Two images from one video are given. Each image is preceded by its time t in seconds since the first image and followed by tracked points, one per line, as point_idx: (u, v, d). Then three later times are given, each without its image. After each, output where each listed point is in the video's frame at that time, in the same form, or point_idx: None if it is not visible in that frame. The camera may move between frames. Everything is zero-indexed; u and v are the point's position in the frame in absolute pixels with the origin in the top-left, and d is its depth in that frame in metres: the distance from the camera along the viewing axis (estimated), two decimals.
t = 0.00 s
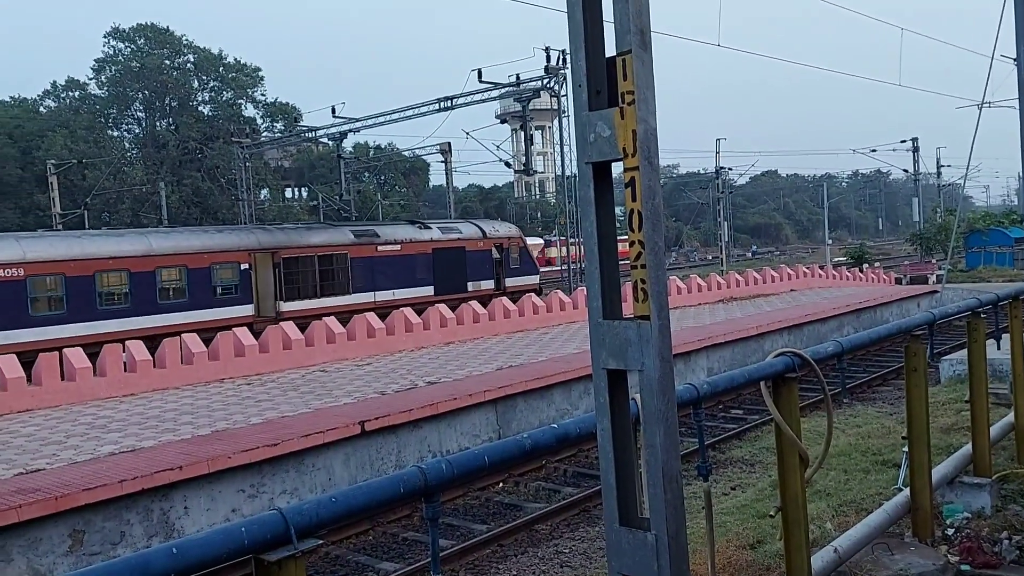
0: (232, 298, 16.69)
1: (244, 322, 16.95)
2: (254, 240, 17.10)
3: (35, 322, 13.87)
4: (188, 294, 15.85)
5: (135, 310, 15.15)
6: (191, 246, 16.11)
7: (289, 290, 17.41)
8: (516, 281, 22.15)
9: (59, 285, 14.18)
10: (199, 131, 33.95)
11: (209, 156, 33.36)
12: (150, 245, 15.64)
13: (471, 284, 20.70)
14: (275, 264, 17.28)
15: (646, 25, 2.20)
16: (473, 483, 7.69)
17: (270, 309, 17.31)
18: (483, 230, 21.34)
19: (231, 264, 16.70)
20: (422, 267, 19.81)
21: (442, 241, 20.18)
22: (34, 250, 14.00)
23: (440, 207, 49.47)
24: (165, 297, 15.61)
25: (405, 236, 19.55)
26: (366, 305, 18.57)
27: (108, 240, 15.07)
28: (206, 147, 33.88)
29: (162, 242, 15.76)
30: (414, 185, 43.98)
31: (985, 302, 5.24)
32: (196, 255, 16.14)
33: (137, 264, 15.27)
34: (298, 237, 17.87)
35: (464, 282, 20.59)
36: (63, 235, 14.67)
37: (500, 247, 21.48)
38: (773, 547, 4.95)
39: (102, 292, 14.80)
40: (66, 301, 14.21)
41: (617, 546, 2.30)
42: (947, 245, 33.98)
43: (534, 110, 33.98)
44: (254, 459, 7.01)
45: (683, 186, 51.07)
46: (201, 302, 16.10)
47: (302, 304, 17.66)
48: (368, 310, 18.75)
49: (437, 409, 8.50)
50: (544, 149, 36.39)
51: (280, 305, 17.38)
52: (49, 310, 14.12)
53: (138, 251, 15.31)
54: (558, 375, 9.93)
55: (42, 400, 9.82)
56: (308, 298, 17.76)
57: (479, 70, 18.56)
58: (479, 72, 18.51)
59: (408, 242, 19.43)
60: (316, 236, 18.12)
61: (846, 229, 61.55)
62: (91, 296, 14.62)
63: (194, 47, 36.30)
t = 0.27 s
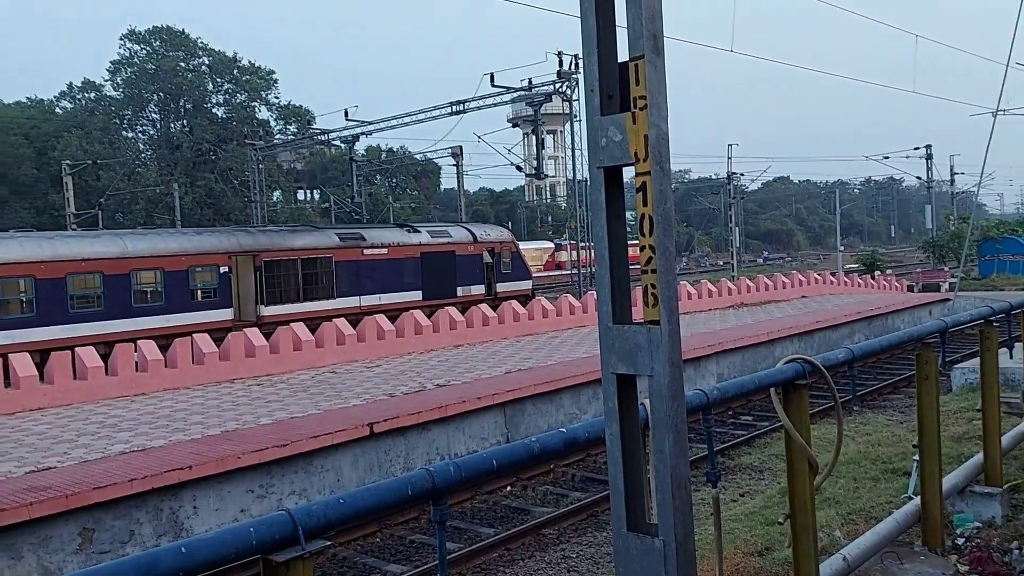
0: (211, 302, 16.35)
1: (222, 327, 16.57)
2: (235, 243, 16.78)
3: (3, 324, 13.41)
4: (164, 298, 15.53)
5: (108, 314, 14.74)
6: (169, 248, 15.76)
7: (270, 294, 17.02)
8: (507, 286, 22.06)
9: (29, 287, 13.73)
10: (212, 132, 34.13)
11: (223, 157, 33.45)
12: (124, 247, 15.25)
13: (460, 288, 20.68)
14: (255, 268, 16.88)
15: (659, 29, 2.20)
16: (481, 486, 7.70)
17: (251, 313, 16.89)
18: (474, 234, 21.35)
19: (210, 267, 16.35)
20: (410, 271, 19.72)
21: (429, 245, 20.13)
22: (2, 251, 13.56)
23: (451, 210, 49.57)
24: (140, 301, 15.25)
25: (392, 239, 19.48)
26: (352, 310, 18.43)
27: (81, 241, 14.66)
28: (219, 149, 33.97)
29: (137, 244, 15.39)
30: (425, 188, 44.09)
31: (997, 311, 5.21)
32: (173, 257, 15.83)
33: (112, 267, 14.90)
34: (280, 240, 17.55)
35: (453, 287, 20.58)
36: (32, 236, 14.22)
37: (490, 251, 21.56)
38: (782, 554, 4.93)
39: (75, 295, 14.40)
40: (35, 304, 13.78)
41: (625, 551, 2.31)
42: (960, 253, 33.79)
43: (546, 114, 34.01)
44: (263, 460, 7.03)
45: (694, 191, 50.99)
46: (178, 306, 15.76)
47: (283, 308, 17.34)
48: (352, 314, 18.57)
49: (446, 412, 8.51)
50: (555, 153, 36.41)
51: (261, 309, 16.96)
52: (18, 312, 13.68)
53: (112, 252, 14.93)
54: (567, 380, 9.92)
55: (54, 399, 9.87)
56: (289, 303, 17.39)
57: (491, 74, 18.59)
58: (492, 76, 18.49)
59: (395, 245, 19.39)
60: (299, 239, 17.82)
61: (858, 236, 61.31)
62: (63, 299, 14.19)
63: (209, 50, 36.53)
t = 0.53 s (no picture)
0: (223, 304, 16.41)
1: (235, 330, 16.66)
2: (248, 245, 16.83)
3: (9, 327, 13.55)
4: (176, 299, 15.64)
5: (117, 316, 14.84)
6: (179, 250, 15.85)
7: (284, 298, 17.10)
8: (528, 290, 21.91)
9: (37, 289, 13.86)
10: (259, 136, 34.89)
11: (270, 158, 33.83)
12: (133, 248, 15.33)
13: (480, 292, 20.63)
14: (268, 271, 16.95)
15: (704, 29, 2.17)
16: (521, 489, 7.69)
17: (264, 316, 16.99)
18: (494, 237, 21.30)
19: (222, 269, 16.41)
20: (428, 274, 19.71)
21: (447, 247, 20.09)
22: (9, 253, 13.67)
23: (492, 212, 49.70)
24: (150, 303, 15.35)
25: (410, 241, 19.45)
26: (367, 313, 18.45)
27: (91, 243, 14.78)
28: (266, 152, 34.39)
29: (147, 246, 15.48)
30: (467, 190, 44.25)
31: None
32: (185, 260, 15.92)
33: (120, 268, 14.98)
34: (296, 241, 17.54)
35: (473, 290, 20.50)
36: (40, 237, 14.32)
37: (511, 254, 21.47)
38: (826, 563, 4.85)
39: (84, 297, 14.51)
40: (43, 306, 13.89)
41: (666, 557, 2.28)
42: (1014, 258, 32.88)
43: (588, 116, 33.88)
44: (306, 459, 7.11)
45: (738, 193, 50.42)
46: (190, 308, 15.87)
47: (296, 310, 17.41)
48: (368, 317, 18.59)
49: (486, 414, 8.52)
50: (597, 155, 36.27)
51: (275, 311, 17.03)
52: (26, 314, 13.82)
53: (122, 255, 15.02)
54: (608, 383, 9.86)
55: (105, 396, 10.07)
56: (302, 305, 17.45)
57: (534, 75, 18.44)
58: (534, 76, 18.26)
59: (414, 248, 19.38)
60: (315, 241, 17.81)
61: (907, 240, 60.08)
62: (70, 300, 14.30)
63: (256, 54, 37.16)
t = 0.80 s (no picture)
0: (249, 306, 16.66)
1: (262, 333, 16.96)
2: (277, 247, 17.21)
3: (38, 326, 13.95)
4: (202, 301, 15.90)
5: (143, 317, 15.16)
6: (207, 252, 16.20)
7: (312, 301, 17.43)
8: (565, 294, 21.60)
9: (65, 289, 14.26)
10: (320, 140, 35.55)
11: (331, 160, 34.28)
12: (162, 250, 15.71)
13: (515, 295, 20.41)
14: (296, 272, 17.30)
15: (767, 29, 2.14)
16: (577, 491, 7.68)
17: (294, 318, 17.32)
18: (529, 239, 21.12)
19: (250, 272, 16.72)
20: (461, 277, 19.70)
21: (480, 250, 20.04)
22: (38, 254, 14.12)
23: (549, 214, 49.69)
24: (177, 305, 15.65)
25: (442, 244, 19.50)
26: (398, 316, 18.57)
27: (121, 245, 15.21)
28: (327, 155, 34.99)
29: (174, 247, 15.83)
30: (524, 192, 44.36)
31: None
32: (213, 261, 16.24)
33: (148, 269, 15.35)
34: (322, 245, 17.91)
35: (507, 294, 20.32)
36: (70, 238, 14.81)
37: (549, 257, 21.20)
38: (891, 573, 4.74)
39: (112, 298, 14.89)
40: (71, 307, 14.28)
41: (726, 561, 2.27)
42: None
43: (646, 117, 33.63)
44: (365, 457, 7.21)
45: (800, 195, 49.52)
46: (216, 310, 16.11)
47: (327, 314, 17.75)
48: (398, 320, 18.71)
49: (542, 415, 8.53)
50: (655, 156, 35.98)
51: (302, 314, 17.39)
52: (54, 314, 14.21)
53: (149, 256, 15.39)
54: (666, 386, 9.78)
55: (172, 392, 10.35)
56: (331, 308, 17.75)
57: (592, 76, 18.17)
58: (592, 78, 18.00)
59: (445, 250, 19.40)
60: (344, 244, 18.16)
61: (977, 243, 58.21)
62: (98, 301, 14.67)
63: (318, 58, 37.77)
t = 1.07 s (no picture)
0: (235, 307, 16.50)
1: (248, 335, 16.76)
2: (265, 247, 17.02)
3: (15, 326, 13.82)
4: (187, 302, 15.78)
5: (124, 318, 15.02)
6: (193, 251, 16.06)
7: (301, 303, 17.19)
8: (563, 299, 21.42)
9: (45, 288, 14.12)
10: (343, 141, 35.73)
11: (353, 162, 34.74)
12: (147, 250, 15.59)
13: (513, 300, 20.29)
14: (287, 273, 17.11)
15: (795, 34, 2.13)
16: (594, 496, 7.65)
17: (283, 321, 17.06)
18: (528, 243, 21.01)
19: (237, 272, 16.57)
20: (455, 280, 19.48)
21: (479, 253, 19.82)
22: (18, 252, 13.99)
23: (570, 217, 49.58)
24: (160, 305, 15.50)
25: (439, 247, 19.30)
26: (391, 320, 18.34)
27: (104, 244, 15.08)
28: (349, 156, 35.24)
29: (159, 247, 15.71)
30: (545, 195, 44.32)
31: None
32: (199, 262, 16.12)
33: (132, 269, 15.23)
34: (314, 245, 17.71)
35: (505, 298, 20.20)
36: (52, 236, 14.65)
37: (548, 261, 21.06)
38: None
39: (93, 298, 14.77)
40: (50, 306, 14.13)
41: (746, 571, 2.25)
42: None
43: (669, 121, 33.46)
44: (384, 457, 7.23)
45: (824, 201, 49.06)
46: (200, 311, 15.96)
47: (316, 316, 17.50)
48: (390, 323, 18.47)
49: (561, 419, 8.51)
50: (677, 161, 35.78)
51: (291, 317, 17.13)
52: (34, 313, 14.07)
53: (132, 255, 15.23)
54: (686, 392, 9.72)
55: (195, 390, 10.43)
56: (321, 311, 17.50)
57: (616, 79, 18.33)
58: (616, 81, 18.15)
59: (440, 254, 19.17)
60: (336, 244, 17.94)
61: (1004, 252, 57.35)
62: (78, 301, 14.53)
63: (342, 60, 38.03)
